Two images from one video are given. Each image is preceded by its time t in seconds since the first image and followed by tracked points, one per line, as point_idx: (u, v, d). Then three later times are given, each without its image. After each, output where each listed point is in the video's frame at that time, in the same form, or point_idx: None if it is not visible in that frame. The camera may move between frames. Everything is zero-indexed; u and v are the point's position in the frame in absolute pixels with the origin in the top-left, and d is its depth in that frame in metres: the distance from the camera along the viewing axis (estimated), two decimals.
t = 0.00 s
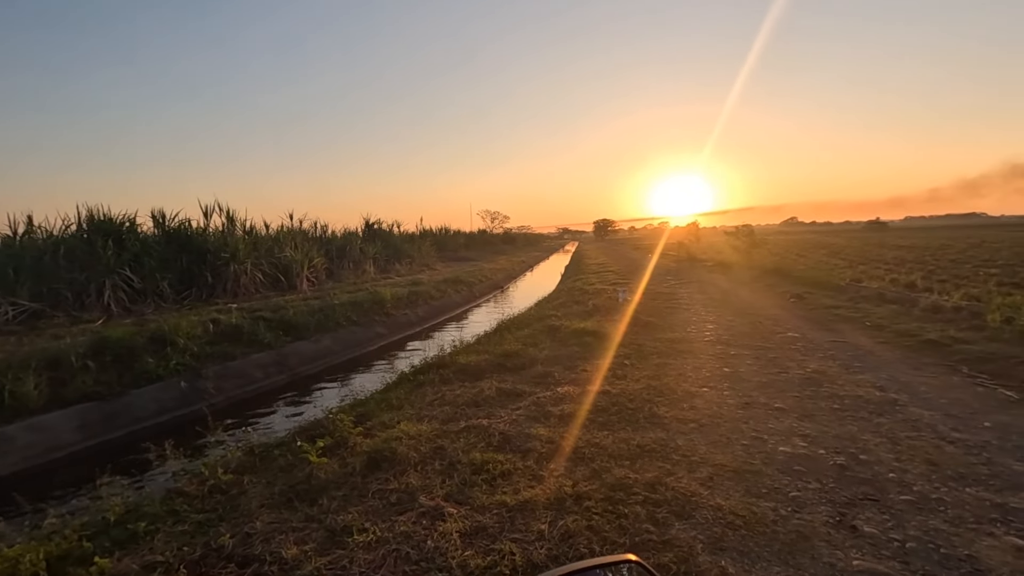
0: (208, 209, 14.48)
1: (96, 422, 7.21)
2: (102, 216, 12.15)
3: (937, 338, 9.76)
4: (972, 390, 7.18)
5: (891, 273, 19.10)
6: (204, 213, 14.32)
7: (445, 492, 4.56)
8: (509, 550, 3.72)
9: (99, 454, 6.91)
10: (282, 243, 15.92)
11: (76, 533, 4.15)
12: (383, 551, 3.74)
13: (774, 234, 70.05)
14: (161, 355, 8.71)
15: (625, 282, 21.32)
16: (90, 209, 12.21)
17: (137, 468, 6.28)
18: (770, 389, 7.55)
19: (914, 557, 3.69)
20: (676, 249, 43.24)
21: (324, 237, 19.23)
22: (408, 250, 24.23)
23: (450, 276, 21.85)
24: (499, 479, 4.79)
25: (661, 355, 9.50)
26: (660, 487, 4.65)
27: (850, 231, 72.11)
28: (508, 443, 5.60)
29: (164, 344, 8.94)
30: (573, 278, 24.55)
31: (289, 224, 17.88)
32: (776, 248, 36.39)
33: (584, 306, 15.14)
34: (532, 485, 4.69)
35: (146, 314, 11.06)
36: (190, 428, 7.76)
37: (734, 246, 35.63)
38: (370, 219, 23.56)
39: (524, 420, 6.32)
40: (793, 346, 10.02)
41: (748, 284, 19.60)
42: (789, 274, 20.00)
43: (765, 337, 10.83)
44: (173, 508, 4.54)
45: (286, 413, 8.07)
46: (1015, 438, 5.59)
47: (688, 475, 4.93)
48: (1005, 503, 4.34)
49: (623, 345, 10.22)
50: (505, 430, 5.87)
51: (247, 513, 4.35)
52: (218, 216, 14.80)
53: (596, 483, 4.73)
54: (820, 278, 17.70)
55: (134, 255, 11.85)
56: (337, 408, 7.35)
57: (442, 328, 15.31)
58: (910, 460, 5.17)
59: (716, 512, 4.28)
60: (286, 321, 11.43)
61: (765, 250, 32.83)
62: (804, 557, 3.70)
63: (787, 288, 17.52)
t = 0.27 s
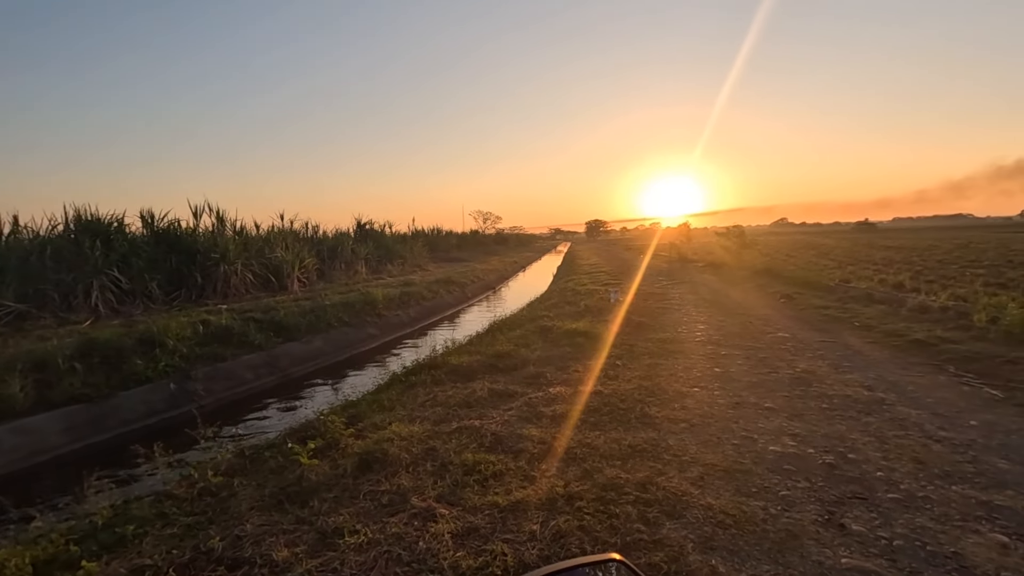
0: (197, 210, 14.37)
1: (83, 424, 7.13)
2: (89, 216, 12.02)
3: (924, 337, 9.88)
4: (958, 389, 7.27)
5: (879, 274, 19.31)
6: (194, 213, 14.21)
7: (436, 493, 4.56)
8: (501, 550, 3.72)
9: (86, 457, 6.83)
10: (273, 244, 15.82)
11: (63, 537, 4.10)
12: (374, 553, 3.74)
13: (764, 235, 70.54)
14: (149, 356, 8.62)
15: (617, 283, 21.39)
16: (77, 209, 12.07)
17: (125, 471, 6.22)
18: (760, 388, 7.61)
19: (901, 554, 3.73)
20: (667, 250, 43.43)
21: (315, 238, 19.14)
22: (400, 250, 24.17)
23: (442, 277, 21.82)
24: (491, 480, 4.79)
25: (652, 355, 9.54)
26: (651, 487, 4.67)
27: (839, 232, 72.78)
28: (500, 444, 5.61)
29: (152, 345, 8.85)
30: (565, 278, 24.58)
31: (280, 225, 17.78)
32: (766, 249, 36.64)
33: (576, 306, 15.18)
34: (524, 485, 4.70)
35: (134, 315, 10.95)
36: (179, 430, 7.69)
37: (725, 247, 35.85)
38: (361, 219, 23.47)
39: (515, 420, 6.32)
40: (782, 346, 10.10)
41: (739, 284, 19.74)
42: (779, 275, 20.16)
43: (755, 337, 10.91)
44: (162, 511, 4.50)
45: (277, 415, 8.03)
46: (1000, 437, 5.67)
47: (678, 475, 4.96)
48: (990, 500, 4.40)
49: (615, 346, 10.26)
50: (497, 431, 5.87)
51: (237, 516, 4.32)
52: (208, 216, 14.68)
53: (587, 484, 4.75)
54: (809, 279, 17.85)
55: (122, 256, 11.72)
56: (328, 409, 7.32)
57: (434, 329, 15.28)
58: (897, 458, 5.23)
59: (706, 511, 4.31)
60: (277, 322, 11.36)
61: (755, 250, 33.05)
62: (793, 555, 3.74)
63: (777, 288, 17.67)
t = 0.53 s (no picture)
0: (187, 210, 14.26)
1: (71, 427, 7.05)
2: (77, 216, 11.89)
3: (913, 337, 9.99)
4: (946, 388, 7.36)
5: (869, 275, 19.51)
6: (184, 213, 14.10)
7: (429, 494, 4.55)
8: (494, 551, 3.72)
9: (74, 459, 6.75)
10: (264, 244, 15.73)
11: (51, 541, 4.05)
12: (366, 555, 3.72)
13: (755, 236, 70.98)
14: (139, 357, 8.54)
15: (610, 283, 21.45)
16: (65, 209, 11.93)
17: (115, 473, 6.16)
18: (751, 388, 7.66)
19: (890, 552, 3.78)
20: (659, 251, 43.60)
21: (307, 238, 19.05)
22: (392, 251, 24.10)
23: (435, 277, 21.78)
24: (484, 481, 4.79)
25: (644, 356, 9.57)
26: (643, 487, 4.69)
27: (829, 233, 73.40)
28: (493, 445, 5.61)
29: (142, 347, 8.77)
30: (558, 279, 24.60)
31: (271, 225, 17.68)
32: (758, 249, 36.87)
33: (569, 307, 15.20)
34: (517, 486, 4.70)
35: (123, 316, 10.84)
36: (169, 432, 7.62)
37: (717, 248, 36.03)
38: (353, 220, 23.38)
39: (508, 421, 6.32)
40: (773, 346, 10.17)
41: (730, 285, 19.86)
42: (770, 275, 20.30)
43: (747, 338, 10.97)
44: (152, 513, 4.46)
45: (268, 416, 7.98)
46: (987, 435, 5.74)
47: (671, 475, 4.98)
48: (977, 498, 4.46)
49: (607, 346, 10.28)
50: (490, 432, 5.87)
51: (228, 518, 4.29)
52: (198, 216, 14.57)
53: (580, 484, 4.76)
54: (800, 279, 17.99)
55: (111, 256, 11.61)
56: (320, 411, 7.28)
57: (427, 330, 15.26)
58: (887, 457, 5.29)
59: (698, 511, 4.33)
60: (268, 323, 11.30)
61: (746, 251, 33.26)
62: (784, 554, 3.77)
63: (768, 289, 17.79)
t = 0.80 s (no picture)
0: (178, 210, 14.16)
1: (60, 429, 6.98)
2: (65, 216, 11.78)
3: (902, 338, 10.09)
4: (935, 388, 7.44)
5: (859, 276, 19.67)
6: (175, 213, 14.00)
7: (422, 495, 4.54)
8: (487, 552, 3.72)
9: (63, 461, 6.68)
10: (256, 244, 15.64)
11: (39, 544, 4.01)
12: (359, 557, 3.71)
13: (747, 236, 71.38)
14: (128, 359, 8.47)
15: (603, 284, 21.50)
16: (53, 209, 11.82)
17: (104, 476, 6.10)
18: (742, 389, 7.71)
19: (880, 551, 3.81)
20: (652, 251, 43.75)
21: (299, 239, 18.97)
22: (385, 251, 24.03)
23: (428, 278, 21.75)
24: (477, 482, 4.79)
25: (637, 356, 9.60)
26: (636, 487, 4.71)
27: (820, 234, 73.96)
28: (486, 446, 5.61)
29: (131, 348, 8.70)
30: (551, 280, 24.64)
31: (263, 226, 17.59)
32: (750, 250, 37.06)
33: (562, 308, 15.23)
34: (510, 487, 4.70)
35: (113, 317, 10.75)
36: (160, 434, 7.56)
37: (709, 249, 36.20)
38: (346, 220, 23.29)
39: (501, 422, 6.33)
40: (765, 346, 10.24)
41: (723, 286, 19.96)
42: (761, 276, 20.42)
43: (738, 338, 11.04)
44: (142, 516, 4.43)
45: (260, 418, 7.93)
46: (974, 435, 5.81)
47: (663, 475, 5.00)
48: (964, 497, 4.51)
49: (600, 347, 10.31)
50: (483, 433, 5.87)
51: (219, 521, 4.26)
52: (189, 216, 14.47)
53: (573, 485, 4.77)
54: (791, 280, 18.11)
55: (100, 256, 11.51)
56: (312, 412, 7.25)
57: (420, 330, 15.22)
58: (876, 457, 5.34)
59: (690, 511, 4.35)
60: (260, 324, 11.23)
61: (738, 252, 33.44)
62: (775, 553, 3.79)
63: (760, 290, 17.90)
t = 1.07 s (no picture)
0: (169, 209, 14.06)
1: (48, 431, 6.90)
2: (54, 215, 11.66)
3: (892, 338, 10.18)
4: (924, 388, 7.51)
5: (849, 276, 19.83)
6: (166, 213, 13.90)
7: (415, 496, 4.53)
8: (480, 553, 3.72)
9: (51, 464, 6.61)
10: (248, 245, 15.56)
11: (27, 548, 3.97)
12: (351, 558, 3.70)
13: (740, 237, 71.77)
14: (119, 360, 8.40)
15: (597, 284, 21.53)
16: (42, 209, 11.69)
17: (94, 478, 6.04)
18: (734, 389, 7.75)
19: (870, 549, 3.84)
20: (645, 252, 43.94)
21: (292, 239, 18.88)
22: (379, 251, 23.97)
23: (421, 278, 21.70)
24: (470, 483, 4.79)
25: (630, 357, 9.64)
26: (628, 487, 4.72)
27: (812, 235, 74.48)
28: (479, 447, 5.60)
29: (121, 349, 8.62)
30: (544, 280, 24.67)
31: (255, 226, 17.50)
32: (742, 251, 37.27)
33: (555, 308, 15.25)
34: (503, 488, 4.70)
35: (103, 318, 10.65)
36: (150, 436, 7.49)
37: (702, 249, 36.37)
38: (339, 220, 23.21)
39: (494, 423, 6.33)
40: (757, 347, 10.30)
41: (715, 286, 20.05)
42: (753, 277, 20.54)
43: (731, 338, 11.10)
44: (132, 519, 4.39)
45: (252, 419, 7.88)
46: (963, 434, 5.87)
47: (655, 475, 5.02)
48: (953, 495, 4.56)
49: (593, 348, 10.33)
50: (476, 434, 5.86)
51: (210, 523, 4.23)
52: (180, 216, 14.38)
53: (566, 485, 4.78)
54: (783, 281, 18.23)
55: (90, 256, 11.40)
56: (304, 413, 7.21)
57: (413, 331, 15.19)
58: (866, 456, 5.39)
59: (683, 511, 4.37)
60: (252, 325, 11.17)
61: (731, 253, 33.62)
62: (766, 553, 3.81)
63: (752, 291, 18.02)
